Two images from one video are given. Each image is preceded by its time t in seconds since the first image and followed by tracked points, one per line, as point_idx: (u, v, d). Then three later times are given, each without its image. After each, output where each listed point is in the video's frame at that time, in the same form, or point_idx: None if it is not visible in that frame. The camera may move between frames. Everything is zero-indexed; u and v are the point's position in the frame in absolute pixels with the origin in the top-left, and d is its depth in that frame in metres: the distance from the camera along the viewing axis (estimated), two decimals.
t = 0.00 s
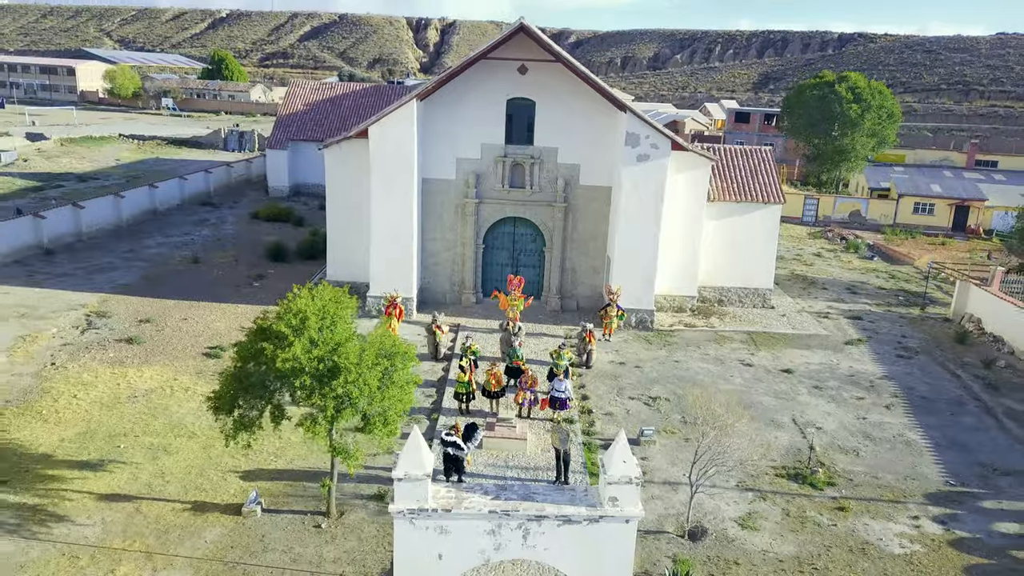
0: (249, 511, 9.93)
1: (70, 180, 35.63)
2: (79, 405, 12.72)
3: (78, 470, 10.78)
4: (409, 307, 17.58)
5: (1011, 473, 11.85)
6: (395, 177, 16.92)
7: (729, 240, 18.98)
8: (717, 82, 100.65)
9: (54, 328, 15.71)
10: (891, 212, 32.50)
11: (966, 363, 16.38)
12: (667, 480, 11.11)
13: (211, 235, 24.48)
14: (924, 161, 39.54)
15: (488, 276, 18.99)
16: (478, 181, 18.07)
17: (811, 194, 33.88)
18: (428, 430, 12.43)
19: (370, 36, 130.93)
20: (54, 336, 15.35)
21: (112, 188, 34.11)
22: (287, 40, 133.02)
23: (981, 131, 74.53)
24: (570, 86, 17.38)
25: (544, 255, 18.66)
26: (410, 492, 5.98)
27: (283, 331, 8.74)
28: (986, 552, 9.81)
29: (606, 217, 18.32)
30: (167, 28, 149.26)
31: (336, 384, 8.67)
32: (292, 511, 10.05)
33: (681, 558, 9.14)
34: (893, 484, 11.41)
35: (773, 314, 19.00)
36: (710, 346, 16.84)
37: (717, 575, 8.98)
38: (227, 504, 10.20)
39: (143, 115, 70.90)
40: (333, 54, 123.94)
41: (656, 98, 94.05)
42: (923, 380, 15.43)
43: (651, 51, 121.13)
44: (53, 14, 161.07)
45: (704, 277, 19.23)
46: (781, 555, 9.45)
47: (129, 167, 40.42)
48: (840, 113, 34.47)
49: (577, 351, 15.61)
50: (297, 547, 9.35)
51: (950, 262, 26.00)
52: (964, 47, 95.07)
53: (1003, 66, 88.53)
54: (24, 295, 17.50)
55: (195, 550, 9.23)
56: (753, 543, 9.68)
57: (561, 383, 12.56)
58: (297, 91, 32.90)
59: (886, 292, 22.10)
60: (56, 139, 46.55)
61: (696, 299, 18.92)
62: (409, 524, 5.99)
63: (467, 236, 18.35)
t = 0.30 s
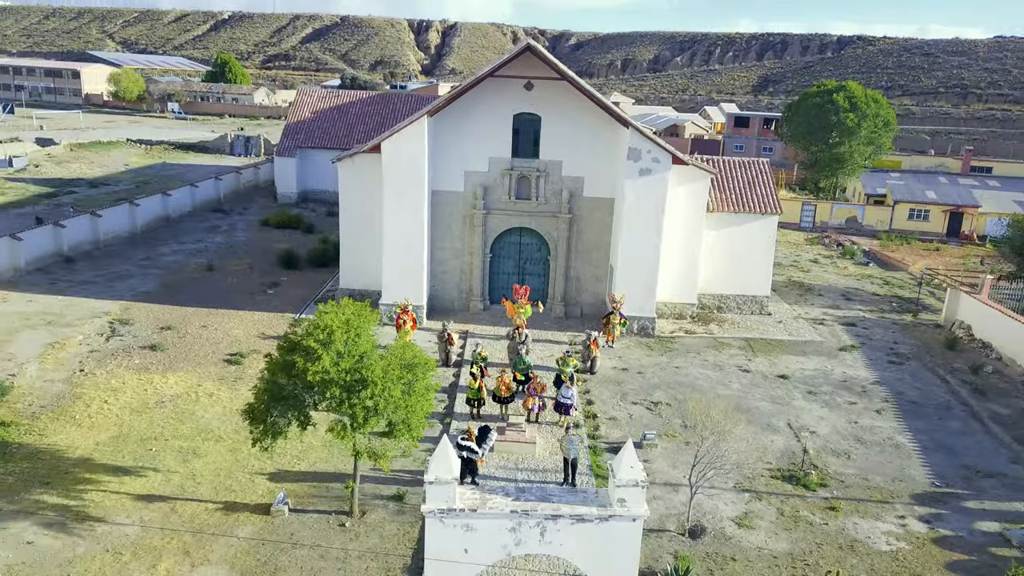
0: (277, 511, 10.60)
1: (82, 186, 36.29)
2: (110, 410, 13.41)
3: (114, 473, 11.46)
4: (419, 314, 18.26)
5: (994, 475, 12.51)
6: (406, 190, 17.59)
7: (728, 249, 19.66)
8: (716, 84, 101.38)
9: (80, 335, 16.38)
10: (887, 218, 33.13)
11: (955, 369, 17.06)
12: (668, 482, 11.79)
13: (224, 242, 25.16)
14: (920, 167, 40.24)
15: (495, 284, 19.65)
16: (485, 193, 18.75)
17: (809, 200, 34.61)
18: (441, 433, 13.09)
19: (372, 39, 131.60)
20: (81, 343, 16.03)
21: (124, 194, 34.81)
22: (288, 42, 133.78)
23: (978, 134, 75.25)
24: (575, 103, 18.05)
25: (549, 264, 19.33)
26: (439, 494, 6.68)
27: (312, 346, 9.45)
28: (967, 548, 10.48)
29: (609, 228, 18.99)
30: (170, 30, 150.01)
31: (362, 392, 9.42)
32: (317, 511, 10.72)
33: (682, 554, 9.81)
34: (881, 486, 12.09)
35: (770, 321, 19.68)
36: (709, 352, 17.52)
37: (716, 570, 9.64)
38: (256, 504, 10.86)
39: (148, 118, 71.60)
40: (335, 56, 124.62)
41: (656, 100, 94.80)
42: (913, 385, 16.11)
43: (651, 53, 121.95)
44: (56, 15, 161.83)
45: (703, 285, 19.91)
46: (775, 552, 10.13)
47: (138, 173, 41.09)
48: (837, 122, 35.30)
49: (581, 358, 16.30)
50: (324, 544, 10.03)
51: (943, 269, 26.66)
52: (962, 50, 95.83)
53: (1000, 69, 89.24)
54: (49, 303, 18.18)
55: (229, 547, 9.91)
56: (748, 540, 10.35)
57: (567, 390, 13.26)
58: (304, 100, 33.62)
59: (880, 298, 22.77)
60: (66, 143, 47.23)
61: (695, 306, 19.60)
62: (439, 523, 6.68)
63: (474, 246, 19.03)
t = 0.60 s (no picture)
0: (306, 508, 11.38)
1: (95, 192, 37.06)
2: (143, 413, 14.20)
3: (151, 473, 12.22)
4: (431, 320, 19.06)
5: (977, 474, 13.28)
6: (419, 202, 18.36)
7: (727, 258, 20.42)
8: (716, 87, 102.23)
9: (108, 341, 17.17)
10: (882, 223, 34.01)
11: (944, 373, 17.84)
12: (670, 481, 12.57)
13: (238, 249, 25.92)
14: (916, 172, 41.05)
15: (503, 291, 20.43)
16: (494, 204, 19.53)
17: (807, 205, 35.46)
18: (456, 436, 13.90)
19: (374, 41, 132.46)
20: (110, 349, 16.80)
21: (136, 200, 35.59)
22: (290, 44, 134.60)
23: (975, 137, 76.03)
24: (581, 118, 18.81)
25: (555, 272, 20.11)
26: (468, 492, 7.44)
27: (344, 355, 10.44)
28: (949, 543, 11.24)
29: (613, 237, 19.76)
30: (172, 32, 150.89)
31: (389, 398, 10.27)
32: (344, 508, 11.52)
33: (684, 549, 10.58)
34: (871, 485, 12.87)
35: (768, 326, 20.45)
36: (709, 357, 18.30)
37: (715, 563, 10.41)
38: (286, 502, 11.64)
39: (154, 122, 72.37)
40: (337, 58, 125.45)
41: (656, 102, 95.62)
42: (904, 389, 16.87)
43: (651, 55, 122.81)
44: (58, 16, 162.73)
45: (703, 291, 20.69)
46: (770, 546, 10.90)
47: (148, 178, 41.88)
48: (835, 130, 35.99)
49: (587, 362, 17.08)
50: (351, 539, 10.80)
51: (936, 274, 27.44)
52: (960, 53, 96.65)
53: (998, 72, 90.02)
54: (76, 310, 18.96)
55: (264, 542, 10.69)
56: (746, 535, 11.13)
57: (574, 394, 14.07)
58: (313, 108, 34.40)
59: (874, 304, 23.53)
60: (76, 149, 47.98)
61: (695, 312, 20.37)
62: (468, 518, 7.44)
63: (483, 255, 19.81)
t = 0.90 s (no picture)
0: (328, 507, 12.07)
1: (106, 197, 37.74)
2: (169, 417, 14.90)
3: (181, 474, 12.93)
4: (441, 326, 19.75)
5: (963, 475, 13.99)
6: (430, 213, 19.06)
7: (726, 265, 21.11)
8: (716, 89, 102.97)
9: (131, 347, 17.85)
10: (879, 228, 34.52)
11: (935, 378, 18.52)
12: (672, 482, 13.26)
13: (250, 255, 26.60)
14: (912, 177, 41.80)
15: (509, 297, 21.11)
16: (501, 214, 20.21)
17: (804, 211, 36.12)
18: (468, 438, 14.61)
19: (375, 43, 133.17)
20: (133, 355, 17.49)
21: (147, 205, 36.27)
22: (292, 46, 135.33)
23: (973, 140, 76.78)
24: (585, 131, 19.51)
25: (560, 279, 20.80)
26: (489, 492, 8.14)
27: (367, 363, 11.16)
28: (935, 540, 11.92)
29: (615, 246, 20.45)
30: (174, 34, 151.60)
31: (410, 405, 11.03)
32: (364, 507, 12.21)
33: (685, 546, 11.27)
34: (862, 485, 13.56)
35: (765, 332, 21.15)
36: (709, 362, 18.99)
37: (714, 559, 11.09)
38: (310, 502, 12.33)
39: (158, 125, 73.06)
40: (339, 60, 126.18)
41: (656, 105, 96.37)
42: (896, 394, 17.56)
43: (651, 58, 123.62)
44: (60, 18, 163.49)
45: (703, 298, 21.39)
46: (767, 543, 11.58)
47: (157, 183, 42.54)
48: (835, 138, 36.48)
49: (592, 368, 17.78)
50: (373, 537, 11.48)
51: (930, 279, 28.16)
52: (958, 56, 97.46)
53: (995, 75, 90.76)
54: (98, 316, 19.64)
55: (291, 538, 11.37)
56: (743, 533, 11.82)
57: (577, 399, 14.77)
58: (320, 116, 35.10)
59: (869, 309, 24.22)
60: (85, 153, 48.65)
61: (695, 318, 21.06)
62: (488, 516, 8.14)
63: (491, 263, 20.49)
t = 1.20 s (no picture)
0: (349, 510, 12.77)
1: (116, 203, 38.40)
2: (193, 423, 15.62)
3: (208, 478, 13.66)
4: (450, 334, 20.49)
5: (950, 479, 14.71)
6: (439, 225, 19.78)
7: (724, 274, 21.82)
8: (715, 92, 103.71)
9: (152, 355, 18.55)
10: (875, 235, 35.35)
11: (926, 384, 19.23)
12: (672, 485, 13.99)
13: (261, 263, 27.30)
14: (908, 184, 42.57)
15: (515, 306, 21.83)
16: (508, 225, 20.91)
17: (802, 217, 36.83)
18: (479, 444, 15.32)
19: (376, 45, 133.83)
20: (155, 363, 18.20)
21: (157, 212, 36.96)
22: (294, 49, 136.05)
23: (970, 144, 77.54)
24: (588, 147, 20.24)
25: (564, 288, 21.51)
26: (507, 496, 8.86)
27: (385, 374, 11.84)
28: (922, 540, 12.64)
29: (618, 256, 21.16)
30: (175, 36, 152.22)
31: (428, 414, 11.78)
32: (382, 509, 12.93)
33: (685, 546, 11.99)
34: (854, 489, 14.28)
35: (763, 338, 21.88)
36: (708, 369, 19.71)
37: (714, 558, 11.80)
38: (331, 505, 13.05)
39: (163, 129, 73.73)
40: (340, 62, 126.89)
41: (656, 108, 97.12)
42: (888, 400, 18.28)
43: (651, 60, 124.43)
44: (62, 20, 164.16)
45: (703, 306, 22.11)
46: (762, 544, 12.30)
47: (165, 189, 43.22)
48: (833, 146, 37.14)
49: (595, 375, 18.48)
50: (392, 538, 12.19)
51: (924, 286, 28.87)
52: (955, 60, 98.27)
53: (992, 78, 91.53)
54: (118, 325, 20.35)
55: (315, 539, 12.09)
56: (741, 534, 12.54)
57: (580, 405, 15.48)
58: (327, 124, 35.84)
59: (864, 316, 24.93)
60: (93, 159, 49.29)
61: (695, 326, 21.76)
62: (506, 518, 8.85)
63: (497, 272, 21.21)
